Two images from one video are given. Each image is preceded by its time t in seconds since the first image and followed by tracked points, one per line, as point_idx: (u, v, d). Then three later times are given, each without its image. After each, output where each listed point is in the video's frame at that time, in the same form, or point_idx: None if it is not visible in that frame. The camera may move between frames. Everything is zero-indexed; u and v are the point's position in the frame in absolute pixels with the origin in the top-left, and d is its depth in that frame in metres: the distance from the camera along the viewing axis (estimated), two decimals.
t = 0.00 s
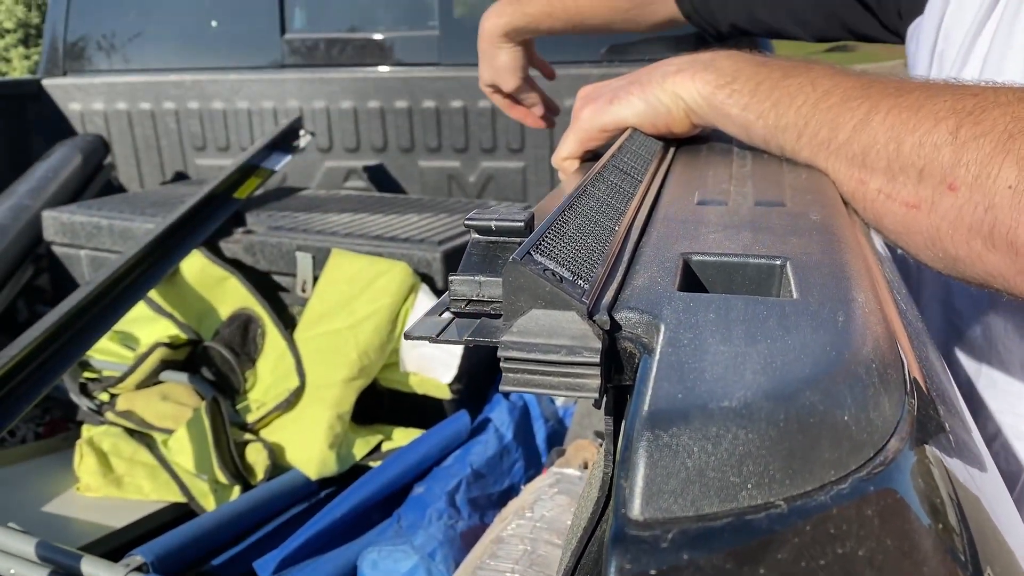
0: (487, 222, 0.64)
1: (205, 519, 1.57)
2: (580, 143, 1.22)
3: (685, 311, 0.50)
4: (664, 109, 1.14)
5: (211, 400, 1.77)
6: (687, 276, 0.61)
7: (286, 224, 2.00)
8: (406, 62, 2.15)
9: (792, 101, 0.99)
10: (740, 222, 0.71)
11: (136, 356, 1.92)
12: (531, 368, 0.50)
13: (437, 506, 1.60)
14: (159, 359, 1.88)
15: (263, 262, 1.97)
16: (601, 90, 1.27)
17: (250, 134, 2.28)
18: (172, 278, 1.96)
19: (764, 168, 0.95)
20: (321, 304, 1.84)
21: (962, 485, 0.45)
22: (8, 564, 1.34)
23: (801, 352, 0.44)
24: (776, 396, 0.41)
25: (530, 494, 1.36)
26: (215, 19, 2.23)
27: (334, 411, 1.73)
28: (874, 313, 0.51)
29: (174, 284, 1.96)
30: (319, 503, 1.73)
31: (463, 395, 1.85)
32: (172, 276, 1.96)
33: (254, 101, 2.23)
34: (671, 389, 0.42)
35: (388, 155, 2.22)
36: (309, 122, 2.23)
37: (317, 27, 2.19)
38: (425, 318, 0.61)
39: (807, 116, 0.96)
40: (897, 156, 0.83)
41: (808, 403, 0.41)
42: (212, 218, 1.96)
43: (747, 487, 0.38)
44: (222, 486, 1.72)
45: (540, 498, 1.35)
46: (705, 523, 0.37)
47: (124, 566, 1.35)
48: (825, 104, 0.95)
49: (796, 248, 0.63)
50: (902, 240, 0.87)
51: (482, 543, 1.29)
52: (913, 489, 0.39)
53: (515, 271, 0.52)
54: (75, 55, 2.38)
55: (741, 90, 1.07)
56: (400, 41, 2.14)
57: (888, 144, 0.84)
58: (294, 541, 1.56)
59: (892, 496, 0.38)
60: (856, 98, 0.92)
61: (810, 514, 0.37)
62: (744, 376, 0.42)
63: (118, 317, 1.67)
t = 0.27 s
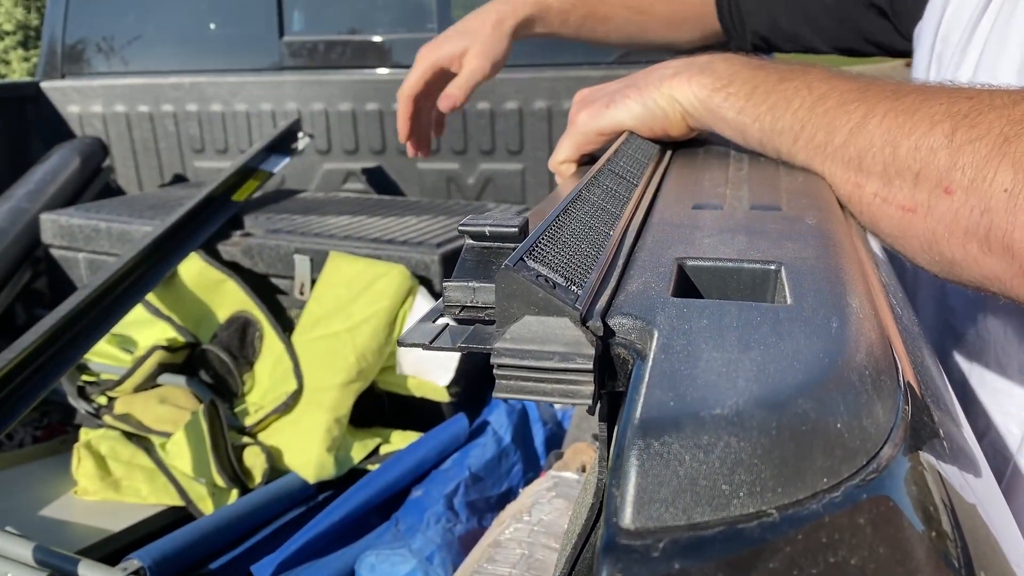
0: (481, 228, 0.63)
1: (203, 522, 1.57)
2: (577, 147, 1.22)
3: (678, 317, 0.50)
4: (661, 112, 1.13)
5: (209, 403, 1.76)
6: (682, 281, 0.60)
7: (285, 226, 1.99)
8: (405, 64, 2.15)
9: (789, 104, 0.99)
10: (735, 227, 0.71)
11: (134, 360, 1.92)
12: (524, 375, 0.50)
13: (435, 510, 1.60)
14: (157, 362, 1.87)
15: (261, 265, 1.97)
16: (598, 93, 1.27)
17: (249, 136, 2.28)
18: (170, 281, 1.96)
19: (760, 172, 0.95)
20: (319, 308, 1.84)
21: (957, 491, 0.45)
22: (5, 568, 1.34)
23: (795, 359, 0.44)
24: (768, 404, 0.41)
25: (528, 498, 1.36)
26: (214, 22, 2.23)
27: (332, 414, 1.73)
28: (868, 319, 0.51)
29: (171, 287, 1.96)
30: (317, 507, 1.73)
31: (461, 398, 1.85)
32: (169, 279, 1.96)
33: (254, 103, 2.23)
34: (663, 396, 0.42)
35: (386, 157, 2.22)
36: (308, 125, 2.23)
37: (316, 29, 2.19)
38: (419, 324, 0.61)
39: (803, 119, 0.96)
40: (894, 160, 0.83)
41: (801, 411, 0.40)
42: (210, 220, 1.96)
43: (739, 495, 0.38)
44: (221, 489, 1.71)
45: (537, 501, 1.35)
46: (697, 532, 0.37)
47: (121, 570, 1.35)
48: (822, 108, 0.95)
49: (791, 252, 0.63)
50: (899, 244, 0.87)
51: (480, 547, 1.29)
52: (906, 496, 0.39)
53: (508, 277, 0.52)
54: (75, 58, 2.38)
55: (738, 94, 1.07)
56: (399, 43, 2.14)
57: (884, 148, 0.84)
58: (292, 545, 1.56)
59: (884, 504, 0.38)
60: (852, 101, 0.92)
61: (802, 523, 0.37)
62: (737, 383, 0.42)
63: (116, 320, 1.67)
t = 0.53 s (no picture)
0: (477, 231, 0.63)
1: (201, 525, 1.56)
2: (574, 149, 1.23)
3: (673, 322, 0.50)
4: (658, 115, 1.14)
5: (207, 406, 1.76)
6: (677, 285, 0.61)
7: (283, 229, 1.99)
8: (403, 66, 2.15)
9: (786, 107, 0.99)
10: (731, 230, 0.71)
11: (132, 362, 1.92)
12: (519, 380, 0.50)
13: (433, 513, 1.60)
14: (155, 365, 1.88)
15: (259, 268, 1.97)
16: (596, 95, 1.28)
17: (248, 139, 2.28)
18: (168, 284, 1.96)
19: (757, 175, 0.95)
20: (317, 310, 1.84)
21: (951, 496, 0.45)
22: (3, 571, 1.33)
23: (789, 364, 0.44)
24: (762, 409, 0.41)
25: (526, 500, 1.36)
26: (212, 24, 2.23)
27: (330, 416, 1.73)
28: (863, 323, 0.51)
29: (169, 290, 1.96)
30: (314, 509, 1.73)
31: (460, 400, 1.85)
32: (167, 282, 1.96)
33: (252, 105, 2.23)
34: (658, 401, 0.42)
35: (384, 159, 2.22)
36: (306, 127, 2.23)
37: (314, 31, 2.19)
38: (415, 327, 0.61)
39: (801, 122, 0.96)
40: (891, 162, 0.83)
41: (795, 417, 0.41)
42: (208, 223, 1.96)
43: (733, 501, 0.38)
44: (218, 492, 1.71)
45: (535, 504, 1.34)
46: (690, 537, 0.37)
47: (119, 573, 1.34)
48: (819, 111, 0.95)
49: (786, 256, 0.63)
50: (896, 247, 0.87)
51: (478, 550, 1.29)
52: (900, 501, 0.39)
53: (504, 282, 0.52)
54: (73, 60, 2.38)
55: (735, 96, 1.07)
56: (397, 45, 2.15)
57: (882, 151, 0.84)
58: (290, 548, 1.56)
59: (878, 509, 0.38)
60: (849, 104, 0.92)
61: (795, 528, 0.37)
62: (730, 388, 0.42)
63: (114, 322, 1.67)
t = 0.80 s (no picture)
0: (474, 237, 0.64)
1: (199, 528, 1.56)
2: (572, 152, 1.24)
3: (671, 327, 0.50)
4: (655, 118, 1.14)
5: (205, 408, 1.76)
6: (675, 290, 0.61)
7: (282, 231, 1.99)
8: (401, 67, 2.15)
9: (784, 109, 0.99)
10: (728, 234, 0.71)
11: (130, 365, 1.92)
12: (516, 385, 0.50)
13: (431, 515, 1.60)
14: (152, 369, 1.87)
15: (256, 270, 1.97)
16: (594, 99, 1.28)
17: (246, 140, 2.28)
18: (165, 286, 1.96)
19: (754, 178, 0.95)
20: (314, 313, 1.84)
21: (949, 500, 0.45)
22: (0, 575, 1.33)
23: (785, 369, 0.44)
24: (759, 415, 0.41)
25: (523, 503, 1.36)
26: (210, 26, 2.22)
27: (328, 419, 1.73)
28: (860, 327, 0.51)
29: (167, 292, 1.96)
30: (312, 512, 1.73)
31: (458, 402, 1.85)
32: (165, 284, 1.96)
33: (250, 107, 2.23)
34: (654, 407, 0.42)
35: (382, 161, 2.22)
36: (304, 128, 2.23)
37: (312, 32, 2.19)
38: (412, 333, 0.61)
39: (799, 124, 0.96)
40: (890, 164, 0.83)
41: (792, 423, 0.41)
42: (206, 225, 1.96)
43: (730, 507, 0.38)
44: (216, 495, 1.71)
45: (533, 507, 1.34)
46: (688, 543, 0.37)
47: None
48: (816, 113, 0.95)
49: (783, 260, 0.63)
50: (894, 249, 0.87)
51: (475, 553, 1.28)
52: (896, 506, 0.39)
53: (500, 288, 0.52)
54: (71, 62, 2.38)
55: (733, 99, 1.07)
56: (394, 47, 2.14)
57: (880, 154, 0.84)
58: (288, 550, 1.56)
59: (875, 514, 0.38)
60: (847, 106, 0.92)
61: (792, 533, 0.37)
62: (726, 394, 0.42)
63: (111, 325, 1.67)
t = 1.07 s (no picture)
0: (472, 235, 0.64)
1: (196, 528, 1.56)
2: (569, 152, 1.24)
3: (668, 325, 0.50)
4: (652, 118, 1.14)
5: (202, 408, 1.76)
6: (672, 288, 0.61)
7: (279, 231, 1.99)
8: (398, 68, 2.15)
9: (781, 109, 1.00)
10: (726, 232, 0.71)
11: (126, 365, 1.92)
12: (514, 383, 0.50)
13: (429, 516, 1.60)
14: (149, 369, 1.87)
15: (253, 270, 1.96)
16: (591, 98, 1.28)
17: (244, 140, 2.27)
18: (162, 286, 1.96)
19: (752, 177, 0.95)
20: (311, 313, 1.83)
21: (945, 498, 0.45)
22: None
23: (782, 367, 0.44)
24: (756, 413, 0.41)
25: (521, 503, 1.35)
26: (207, 26, 2.22)
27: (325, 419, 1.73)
28: (857, 325, 0.51)
29: (164, 293, 1.95)
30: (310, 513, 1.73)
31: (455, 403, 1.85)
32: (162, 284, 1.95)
33: (247, 107, 2.23)
34: (651, 404, 0.42)
35: (379, 161, 2.22)
36: (301, 128, 2.22)
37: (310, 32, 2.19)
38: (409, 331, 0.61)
39: (796, 123, 0.96)
40: (888, 162, 0.83)
41: (788, 420, 0.41)
42: (203, 226, 1.96)
43: (727, 504, 0.38)
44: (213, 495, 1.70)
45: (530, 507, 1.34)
46: (685, 540, 0.37)
47: None
48: (814, 112, 0.95)
49: (781, 258, 0.63)
50: (892, 247, 0.87)
51: (473, 553, 1.28)
52: (893, 503, 0.39)
53: (498, 286, 0.52)
54: (67, 62, 2.37)
55: (730, 98, 1.07)
56: (392, 47, 2.14)
57: (878, 152, 0.84)
58: (285, 550, 1.55)
59: (872, 511, 0.38)
60: (845, 105, 0.93)
61: (789, 530, 0.37)
62: (723, 391, 0.42)
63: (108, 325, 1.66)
